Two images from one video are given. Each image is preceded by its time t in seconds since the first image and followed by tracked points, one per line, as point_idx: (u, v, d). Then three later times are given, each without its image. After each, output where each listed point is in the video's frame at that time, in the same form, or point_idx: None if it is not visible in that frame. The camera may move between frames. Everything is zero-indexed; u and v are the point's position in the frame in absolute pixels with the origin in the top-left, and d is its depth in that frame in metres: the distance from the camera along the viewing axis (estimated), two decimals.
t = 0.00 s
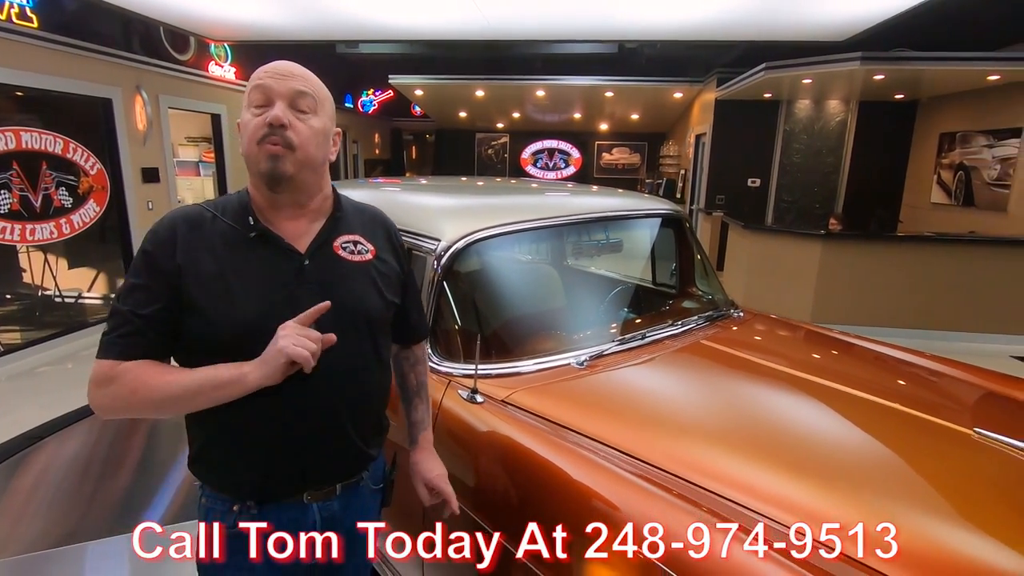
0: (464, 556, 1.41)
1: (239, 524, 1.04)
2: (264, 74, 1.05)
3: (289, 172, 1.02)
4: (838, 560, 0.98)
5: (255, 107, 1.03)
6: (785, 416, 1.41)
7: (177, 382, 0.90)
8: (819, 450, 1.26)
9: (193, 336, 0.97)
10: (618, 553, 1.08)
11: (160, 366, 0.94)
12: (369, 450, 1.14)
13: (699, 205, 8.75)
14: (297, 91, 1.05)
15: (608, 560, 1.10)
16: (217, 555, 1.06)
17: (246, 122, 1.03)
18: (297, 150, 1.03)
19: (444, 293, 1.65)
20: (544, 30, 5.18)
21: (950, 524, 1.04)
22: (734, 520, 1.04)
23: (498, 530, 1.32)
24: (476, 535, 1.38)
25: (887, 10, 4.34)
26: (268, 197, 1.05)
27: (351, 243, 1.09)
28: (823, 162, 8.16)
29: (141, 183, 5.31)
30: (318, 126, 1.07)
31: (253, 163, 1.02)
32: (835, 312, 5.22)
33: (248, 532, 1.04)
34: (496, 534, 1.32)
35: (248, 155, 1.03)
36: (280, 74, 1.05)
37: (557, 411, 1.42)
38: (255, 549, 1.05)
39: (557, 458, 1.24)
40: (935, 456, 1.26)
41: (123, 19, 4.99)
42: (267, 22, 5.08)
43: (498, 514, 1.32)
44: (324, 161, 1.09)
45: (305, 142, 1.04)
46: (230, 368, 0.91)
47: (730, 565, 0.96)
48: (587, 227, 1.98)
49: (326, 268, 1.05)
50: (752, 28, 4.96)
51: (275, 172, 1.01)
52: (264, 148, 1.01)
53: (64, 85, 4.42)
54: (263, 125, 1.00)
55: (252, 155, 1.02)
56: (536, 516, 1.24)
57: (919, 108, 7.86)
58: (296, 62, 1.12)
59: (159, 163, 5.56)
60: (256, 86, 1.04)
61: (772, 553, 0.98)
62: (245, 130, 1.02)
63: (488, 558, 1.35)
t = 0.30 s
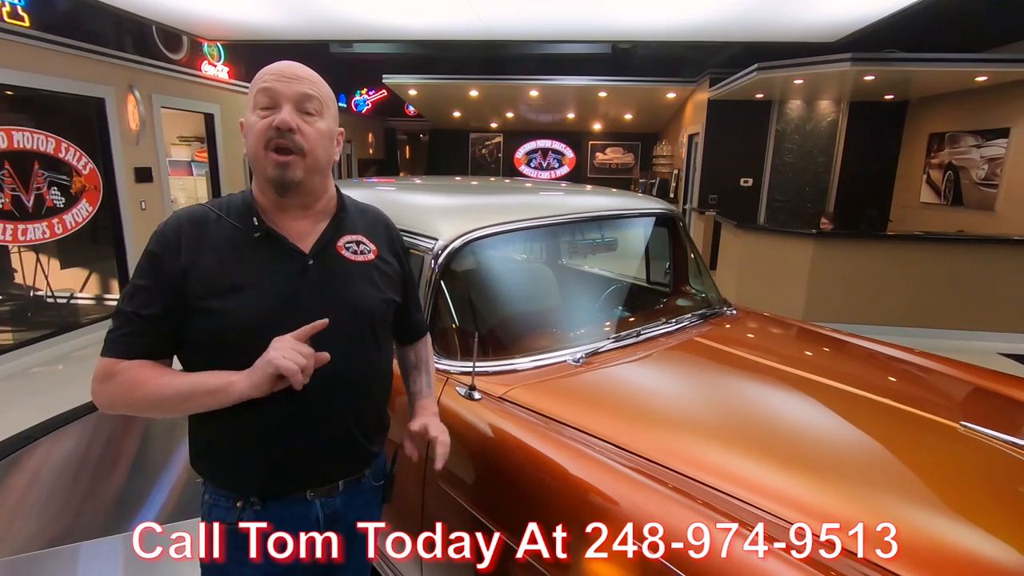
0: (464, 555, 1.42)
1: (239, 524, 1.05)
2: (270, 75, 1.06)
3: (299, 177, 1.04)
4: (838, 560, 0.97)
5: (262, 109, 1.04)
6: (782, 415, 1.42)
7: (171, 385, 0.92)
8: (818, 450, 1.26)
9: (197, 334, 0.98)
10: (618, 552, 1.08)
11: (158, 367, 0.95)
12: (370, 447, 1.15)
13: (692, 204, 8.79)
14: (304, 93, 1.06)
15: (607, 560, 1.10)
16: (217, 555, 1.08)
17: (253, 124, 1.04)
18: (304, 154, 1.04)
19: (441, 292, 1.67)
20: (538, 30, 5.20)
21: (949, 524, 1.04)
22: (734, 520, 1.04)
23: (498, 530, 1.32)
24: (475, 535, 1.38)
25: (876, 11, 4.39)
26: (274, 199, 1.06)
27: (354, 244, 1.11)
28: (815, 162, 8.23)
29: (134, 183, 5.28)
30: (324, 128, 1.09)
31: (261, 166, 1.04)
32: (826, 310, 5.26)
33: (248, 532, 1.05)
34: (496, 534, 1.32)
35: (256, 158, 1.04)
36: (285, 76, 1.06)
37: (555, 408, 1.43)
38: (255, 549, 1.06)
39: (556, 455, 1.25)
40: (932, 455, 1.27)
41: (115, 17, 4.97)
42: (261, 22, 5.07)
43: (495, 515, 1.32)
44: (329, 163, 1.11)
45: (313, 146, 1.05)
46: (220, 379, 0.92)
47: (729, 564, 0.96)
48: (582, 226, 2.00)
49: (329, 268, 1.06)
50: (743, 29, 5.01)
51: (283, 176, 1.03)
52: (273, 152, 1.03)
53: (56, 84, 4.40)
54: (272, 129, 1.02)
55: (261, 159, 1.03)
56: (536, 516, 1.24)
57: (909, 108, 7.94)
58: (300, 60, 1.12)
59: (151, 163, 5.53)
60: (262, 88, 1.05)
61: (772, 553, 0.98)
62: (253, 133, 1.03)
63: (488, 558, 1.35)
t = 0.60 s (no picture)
0: (464, 556, 1.43)
1: (239, 524, 1.06)
2: (278, 77, 1.07)
3: (305, 182, 1.05)
4: (838, 560, 0.97)
5: (270, 111, 1.05)
6: (779, 413, 1.43)
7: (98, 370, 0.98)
8: (817, 448, 1.27)
9: (197, 334, 0.99)
10: (618, 552, 1.09)
11: (131, 363, 1.01)
12: (372, 445, 1.16)
13: (685, 204, 8.84)
14: (312, 98, 1.07)
15: (607, 560, 1.11)
16: (217, 555, 1.09)
17: (260, 127, 1.05)
18: (310, 158, 1.05)
19: (439, 291, 1.67)
20: (531, 30, 5.22)
21: (947, 523, 1.04)
22: (734, 520, 1.04)
23: (497, 530, 1.33)
24: (475, 536, 1.39)
25: (865, 13, 4.44)
26: (277, 201, 1.07)
27: (355, 243, 1.12)
28: (806, 162, 8.30)
29: (127, 182, 5.26)
30: (330, 132, 1.10)
31: (267, 169, 1.04)
32: (817, 309, 5.31)
33: (248, 532, 1.07)
34: (496, 535, 1.33)
35: (261, 161, 1.04)
36: (294, 79, 1.07)
37: (555, 406, 1.44)
38: (255, 549, 1.08)
39: (557, 452, 1.27)
40: (929, 454, 1.27)
41: (106, 16, 4.94)
42: (254, 21, 5.06)
43: (495, 516, 1.33)
44: (333, 167, 1.12)
45: (319, 150, 1.06)
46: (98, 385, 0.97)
47: (729, 565, 0.96)
48: (577, 225, 2.02)
49: (330, 267, 1.06)
50: (735, 30, 5.05)
51: (290, 180, 1.04)
52: (280, 155, 1.03)
53: (48, 83, 4.38)
54: (280, 133, 1.03)
55: (267, 161, 1.04)
56: (536, 516, 1.25)
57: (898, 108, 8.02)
58: (308, 63, 1.13)
59: (144, 163, 5.50)
60: (270, 91, 1.06)
61: (772, 553, 0.98)
62: (260, 136, 1.04)
63: (489, 558, 1.36)
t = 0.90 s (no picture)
0: (464, 556, 1.44)
1: (239, 524, 1.08)
2: (279, 79, 1.07)
3: (307, 181, 1.06)
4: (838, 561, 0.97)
5: (271, 114, 1.05)
6: (776, 411, 1.43)
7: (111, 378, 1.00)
8: (816, 447, 1.27)
9: (199, 333, 0.99)
10: (618, 552, 1.10)
11: (140, 365, 1.03)
12: (374, 442, 1.17)
13: (680, 204, 8.87)
14: (313, 102, 1.07)
15: (607, 560, 1.12)
16: (217, 555, 1.10)
17: (261, 129, 1.05)
18: (311, 159, 1.06)
19: (438, 290, 1.68)
20: (527, 30, 5.24)
21: (946, 522, 1.04)
22: (734, 520, 1.04)
23: (497, 530, 1.34)
24: (475, 536, 1.40)
25: (857, 14, 4.48)
26: (279, 200, 1.08)
27: (356, 243, 1.12)
28: (800, 161, 8.35)
29: (122, 182, 5.24)
30: (330, 134, 1.10)
31: (267, 169, 1.05)
32: (812, 308, 5.34)
33: (248, 532, 1.08)
34: (496, 535, 1.34)
35: (262, 161, 1.05)
36: (294, 82, 1.06)
37: (554, 403, 1.45)
38: (255, 549, 1.09)
39: (556, 450, 1.28)
40: (927, 453, 1.28)
41: (101, 15, 4.92)
42: (250, 20, 5.06)
43: (494, 516, 1.34)
44: (334, 167, 1.12)
45: (320, 151, 1.07)
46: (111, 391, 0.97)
47: (729, 566, 0.97)
48: (574, 224, 2.03)
49: (332, 266, 1.07)
50: (729, 30, 5.08)
51: (291, 179, 1.04)
52: (280, 156, 1.04)
53: (42, 82, 4.36)
54: (279, 136, 1.03)
55: (267, 162, 1.04)
56: (536, 516, 1.26)
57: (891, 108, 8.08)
58: (310, 64, 1.13)
59: (139, 162, 5.48)
60: (271, 93, 1.06)
61: (772, 553, 0.98)
62: (260, 137, 1.05)
63: (489, 558, 1.37)
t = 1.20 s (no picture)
0: (464, 556, 1.46)
1: (239, 524, 1.08)
2: (285, 81, 1.07)
3: (313, 180, 1.07)
4: (838, 561, 0.95)
5: (278, 116, 1.06)
6: (775, 409, 1.44)
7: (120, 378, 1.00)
8: (818, 446, 1.27)
9: (207, 331, 1.00)
10: (618, 553, 1.11)
11: (147, 360, 1.03)
12: (378, 439, 1.18)
13: (678, 204, 8.90)
14: (319, 103, 1.07)
15: (608, 559, 1.13)
16: (217, 555, 1.11)
17: (268, 131, 1.06)
18: (317, 161, 1.06)
19: (440, 288, 1.69)
20: (526, 30, 5.24)
21: (945, 521, 1.04)
22: (734, 518, 1.03)
23: (498, 531, 1.36)
24: (476, 535, 1.42)
25: (854, 14, 4.51)
26: (286, 200, 1.09)
27: (363, 241, 1.13)
28: (797, 161, 8.39)
29: (120, 181, 5.23)
30: (337, 134, 1.10)
31: (275, 171, 1.06)
32: (809, 306, 5.36)
33: (248, 532, 1.09)
34: (496, 535, 1.36)
35: (270, 163, 1.06)
36: (299, 84, 1.06)
37: (557, 399, 1.47)
38: (255, 549, 1.10)
39: (558, 445, 1.29)
40: (927, 451, 1.28)
41: (99, 13, 4.91)
42: (249, 19, 5.06)
43: (495, 517, 1.36)
44: (341, 166, 1.13)
45: (326, 152, 1.07)
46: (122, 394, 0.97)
47: (727, 567, 0.97)
48: (574, 222, 2.04)
49: (340, 263, 1.08)
50: (727, 30, 5.10)
51: (298, 181, 1.05)
52: (287, 158, 1.05)
53: (41, 81, 4.36)
54: (286, 139, 1.04)
55: (275, 164, 1.06)
56: (537, 516, 1.27)
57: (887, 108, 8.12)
58: (315, 63, 1.12)
59: (136, 161, 5.47)
60: (277, 95, 1.06)
61: (772, 553, 0.97)
62: (268, 139, 1.06)
63: (489, 558, 1.39)
